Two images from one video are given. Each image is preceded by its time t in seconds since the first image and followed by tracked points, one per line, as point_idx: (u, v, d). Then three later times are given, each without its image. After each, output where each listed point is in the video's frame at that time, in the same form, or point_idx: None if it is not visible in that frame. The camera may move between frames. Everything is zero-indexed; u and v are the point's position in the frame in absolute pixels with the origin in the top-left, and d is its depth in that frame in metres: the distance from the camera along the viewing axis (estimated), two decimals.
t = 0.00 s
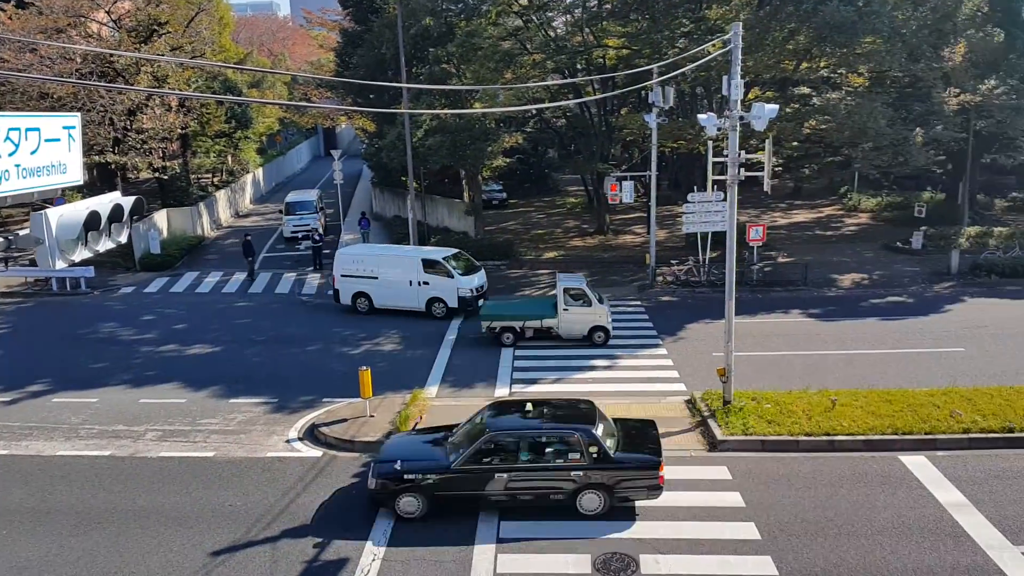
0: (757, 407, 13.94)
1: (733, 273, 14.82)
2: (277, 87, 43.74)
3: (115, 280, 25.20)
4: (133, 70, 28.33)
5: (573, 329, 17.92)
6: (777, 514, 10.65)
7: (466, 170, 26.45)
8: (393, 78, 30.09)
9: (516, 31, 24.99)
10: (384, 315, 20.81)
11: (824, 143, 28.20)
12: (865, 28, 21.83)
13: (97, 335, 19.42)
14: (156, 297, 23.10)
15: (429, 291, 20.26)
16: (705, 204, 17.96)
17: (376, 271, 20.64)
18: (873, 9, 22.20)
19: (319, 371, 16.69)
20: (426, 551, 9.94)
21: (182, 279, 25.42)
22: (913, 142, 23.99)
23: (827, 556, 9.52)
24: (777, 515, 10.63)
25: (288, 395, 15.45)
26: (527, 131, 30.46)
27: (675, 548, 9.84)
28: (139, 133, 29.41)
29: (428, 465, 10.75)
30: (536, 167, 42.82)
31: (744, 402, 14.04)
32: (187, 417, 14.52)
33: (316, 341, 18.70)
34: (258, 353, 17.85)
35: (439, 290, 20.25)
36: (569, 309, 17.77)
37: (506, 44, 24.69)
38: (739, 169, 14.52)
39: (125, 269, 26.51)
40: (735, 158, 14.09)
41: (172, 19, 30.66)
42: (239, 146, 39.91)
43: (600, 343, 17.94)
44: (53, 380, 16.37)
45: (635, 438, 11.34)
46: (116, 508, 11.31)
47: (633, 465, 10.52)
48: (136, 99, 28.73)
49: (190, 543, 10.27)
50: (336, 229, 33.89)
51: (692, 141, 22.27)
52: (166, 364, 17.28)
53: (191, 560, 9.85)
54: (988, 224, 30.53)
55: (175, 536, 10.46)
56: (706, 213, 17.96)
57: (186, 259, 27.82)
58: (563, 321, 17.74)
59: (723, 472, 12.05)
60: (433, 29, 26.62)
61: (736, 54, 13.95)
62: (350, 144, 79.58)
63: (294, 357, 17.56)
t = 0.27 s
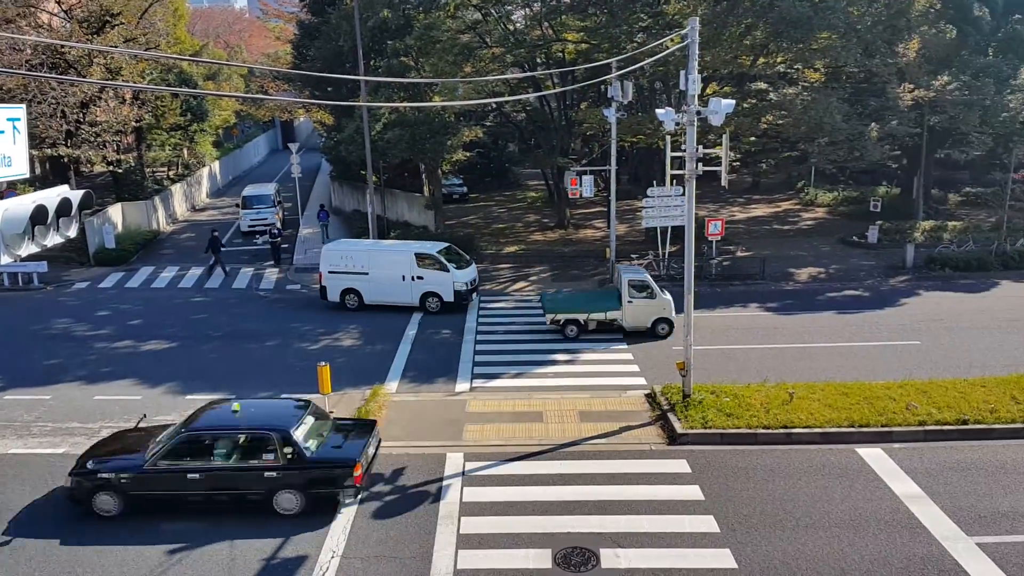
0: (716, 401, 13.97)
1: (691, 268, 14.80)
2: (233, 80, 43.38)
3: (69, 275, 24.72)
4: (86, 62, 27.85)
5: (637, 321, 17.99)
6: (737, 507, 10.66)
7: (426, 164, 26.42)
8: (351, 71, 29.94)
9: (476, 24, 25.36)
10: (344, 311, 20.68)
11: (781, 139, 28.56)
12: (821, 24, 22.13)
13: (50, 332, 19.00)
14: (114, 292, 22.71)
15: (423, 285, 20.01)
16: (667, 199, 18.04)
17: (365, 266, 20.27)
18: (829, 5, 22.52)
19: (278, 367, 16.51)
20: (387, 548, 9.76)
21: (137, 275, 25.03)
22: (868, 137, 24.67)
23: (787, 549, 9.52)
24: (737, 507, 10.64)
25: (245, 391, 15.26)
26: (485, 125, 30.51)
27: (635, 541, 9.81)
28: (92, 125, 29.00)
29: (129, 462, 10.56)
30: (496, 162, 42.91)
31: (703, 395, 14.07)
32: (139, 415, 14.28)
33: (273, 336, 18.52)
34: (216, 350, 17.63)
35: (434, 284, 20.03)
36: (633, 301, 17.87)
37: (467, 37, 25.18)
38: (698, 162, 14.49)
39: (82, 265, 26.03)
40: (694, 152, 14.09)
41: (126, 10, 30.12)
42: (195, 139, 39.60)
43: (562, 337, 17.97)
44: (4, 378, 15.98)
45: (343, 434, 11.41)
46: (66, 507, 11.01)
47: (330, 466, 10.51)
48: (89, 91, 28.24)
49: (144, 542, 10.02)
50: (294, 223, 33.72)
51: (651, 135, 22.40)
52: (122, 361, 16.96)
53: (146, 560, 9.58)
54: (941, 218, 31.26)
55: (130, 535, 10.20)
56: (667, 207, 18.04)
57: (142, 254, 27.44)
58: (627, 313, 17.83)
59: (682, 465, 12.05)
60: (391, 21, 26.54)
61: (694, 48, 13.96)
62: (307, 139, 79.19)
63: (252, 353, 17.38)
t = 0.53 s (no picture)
0: (689, 400, 14.04)
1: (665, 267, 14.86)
2: (205, 77, 43.03)
3: (36, 273, 24.40)
4: (55, 57, 27.45)
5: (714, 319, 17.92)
6: (709, 505, 10.74)
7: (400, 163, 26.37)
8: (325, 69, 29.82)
9: (451, 22, 25.40)
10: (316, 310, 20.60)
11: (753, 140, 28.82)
12: (793, 26, 22.38)
13: (17, 331, 18.72)
14: (84, 291, 22.41)
15: (439, 285, 19.92)
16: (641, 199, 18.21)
17: (379, 266, 20.00)
18: (800, 7, 22.79)
19: (250, 367, 16.40)
20: (358, 550, 9.72)
21: (106, 273, 24.76)
22: (839, 139, 25.04)
23: (757, 548, 9.60)
24: (708, 506, 10.70)
25: (216, 392, 15.15)
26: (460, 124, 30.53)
27: (607, 541, 9.85)
28: (60, 122, 28.58)
29: None
30: (472, 161, 42.90)
31: (676, 395, 14.14)
32: (106, 415, 14.12)
33: (245, 336, 18.40)
34: (187, 349, 17.49)
35: (450, 284, 19.95)
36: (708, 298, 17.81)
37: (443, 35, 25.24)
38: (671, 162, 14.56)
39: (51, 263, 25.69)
40: (666, 153, 14.16)
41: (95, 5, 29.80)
42: (166, 136, 39.20)
43: (536, 337, 18.01)
44: None
45: (68, 435, 11.31)
46: (32, 508, 10.88)
47: (35, 469, 10.33)
48: (58, 87, 27.82)
49: (110, 544, 9.93)
50: (267, 221, 33.58)
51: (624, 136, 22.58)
52: (92, 361, 16.77)
53: (112, 563, 9.50)
54: (911, 219, 31.73)
55: (96, 537, 10.08)
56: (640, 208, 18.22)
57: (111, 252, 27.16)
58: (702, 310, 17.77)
59: (655, 465, 12.11)
60: (365, 19, 26.46)
61: (666, 49, 14.05)
62: (282, 136, 78.72)
63: (223, 352, 17.26)
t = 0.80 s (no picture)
0: (649, 399, 14.19)
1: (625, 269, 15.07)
2: (158, 76, 42.13)
3: None
4: None
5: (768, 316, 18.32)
6: (669, 502, 10.88)
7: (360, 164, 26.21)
8: (282, 68, 29.42)
9: (412, 23, 25.42)
10: (273, 315, 20.36)
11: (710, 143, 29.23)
12: (749, 31, 22.81)
13: None
14: (30, 297, 21.80)
15: (449, 287, 19.91)
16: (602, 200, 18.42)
17: (389, 269, 19.78)
18: (756, 13, 23.23)
19: (204, 373, 16.12)
20: (316, 558, 9.63)
21: (53, 277, 24.14)
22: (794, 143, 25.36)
23: (715, 543, 9.76)
24: (667, 503, 10.85)
25: (169, 399, 14.88)
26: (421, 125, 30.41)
27: (568, 540, 9.92)
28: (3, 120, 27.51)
29: None
30: (433, 162, 42.78)
31: (637, 394, 14.28)
32: (53, 425, 13.76)
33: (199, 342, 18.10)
34: (139, 355, 17.15)
35: (460, 286, 19.96)
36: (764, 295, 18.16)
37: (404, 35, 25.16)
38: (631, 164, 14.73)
39: None
40: (627, 156, 14.29)
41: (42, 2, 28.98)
42: (117, 136, 38.26)
43: (496, 340, 18.03)
44: None
45: None
46: None
47: None
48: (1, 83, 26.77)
49: (56, 559, 9.67)
50: (222, 223, 33.09)
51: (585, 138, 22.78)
52: (39, 369, 16.32)
53: None
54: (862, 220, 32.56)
55: (41, 552, 9.81)
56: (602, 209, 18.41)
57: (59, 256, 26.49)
58: (759, 307, 18.11)
59: (615, 464, 12.23)
60: (325, 18, 26.16)
61: (626, 54, 14.24)
62: (238, 135, 77.43)
63: (176, 359, 16.95)
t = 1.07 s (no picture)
0: (565, 397, 14.25)
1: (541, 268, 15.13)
2: (48, 72, 39.76)
3: None
4: None
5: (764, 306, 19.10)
6: (585, 498, 10.92)
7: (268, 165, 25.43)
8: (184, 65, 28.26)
9: (322, 20, 24.85)
10: (177, 323, 19.46)
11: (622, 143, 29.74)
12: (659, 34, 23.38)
13: None
14: None
15: (419, 289, 19.62)
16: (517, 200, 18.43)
17: (356, 272, 19.25)
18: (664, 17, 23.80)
19: (99, 387, 15.22)
20: None
21: None
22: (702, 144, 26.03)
23: (631, 536, 9.84)
24: (584, 500, 10.88)
25: (59, 415, 13.96)
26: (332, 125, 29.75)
27: (485, 543, 9.80)
28: None
29: None
30: (347, 163, 42.00)
31: (553, 392, 14.32)
32: None
33: (94, 353, 17.10)
34: (25, 369, 16.04)
35: (430, 288, 19.68)
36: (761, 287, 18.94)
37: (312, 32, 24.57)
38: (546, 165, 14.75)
39: None
40: (541, 155, 14.31)
41: None
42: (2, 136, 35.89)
43: (410, 343, 17.77)
44: None
45: None
46: None
47: None
48: None
49: None
50: (120, 228, 31.52)
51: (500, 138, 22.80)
52: None
53: None
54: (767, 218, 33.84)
55: None
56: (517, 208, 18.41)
57: None
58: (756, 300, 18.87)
59: (531, 462, 12.20)
60: (229, 14, 25.22)
61: (539, 54, 14.27)
62: (137, 136, 74.00)
63: (68, 372, 15.94)
